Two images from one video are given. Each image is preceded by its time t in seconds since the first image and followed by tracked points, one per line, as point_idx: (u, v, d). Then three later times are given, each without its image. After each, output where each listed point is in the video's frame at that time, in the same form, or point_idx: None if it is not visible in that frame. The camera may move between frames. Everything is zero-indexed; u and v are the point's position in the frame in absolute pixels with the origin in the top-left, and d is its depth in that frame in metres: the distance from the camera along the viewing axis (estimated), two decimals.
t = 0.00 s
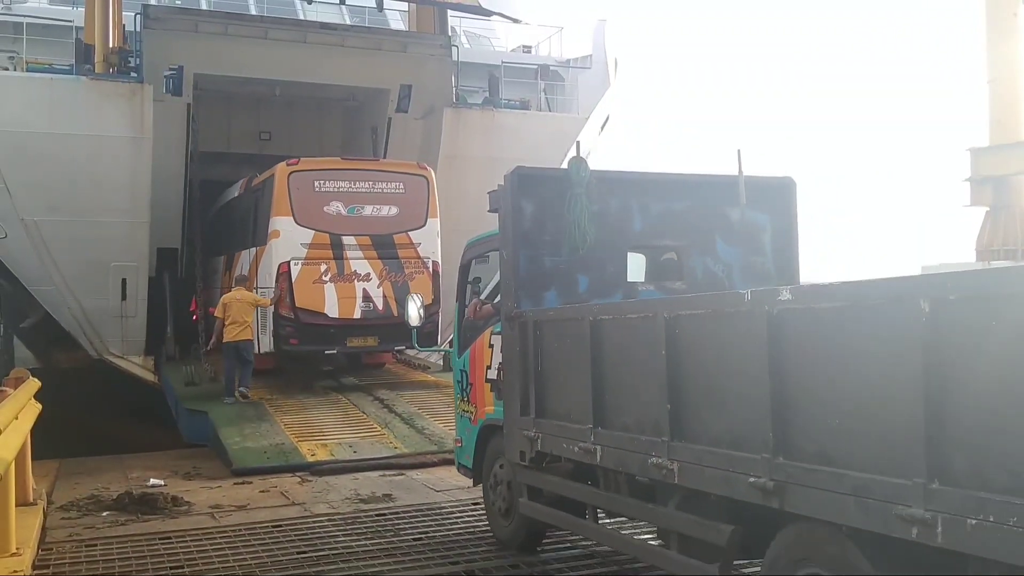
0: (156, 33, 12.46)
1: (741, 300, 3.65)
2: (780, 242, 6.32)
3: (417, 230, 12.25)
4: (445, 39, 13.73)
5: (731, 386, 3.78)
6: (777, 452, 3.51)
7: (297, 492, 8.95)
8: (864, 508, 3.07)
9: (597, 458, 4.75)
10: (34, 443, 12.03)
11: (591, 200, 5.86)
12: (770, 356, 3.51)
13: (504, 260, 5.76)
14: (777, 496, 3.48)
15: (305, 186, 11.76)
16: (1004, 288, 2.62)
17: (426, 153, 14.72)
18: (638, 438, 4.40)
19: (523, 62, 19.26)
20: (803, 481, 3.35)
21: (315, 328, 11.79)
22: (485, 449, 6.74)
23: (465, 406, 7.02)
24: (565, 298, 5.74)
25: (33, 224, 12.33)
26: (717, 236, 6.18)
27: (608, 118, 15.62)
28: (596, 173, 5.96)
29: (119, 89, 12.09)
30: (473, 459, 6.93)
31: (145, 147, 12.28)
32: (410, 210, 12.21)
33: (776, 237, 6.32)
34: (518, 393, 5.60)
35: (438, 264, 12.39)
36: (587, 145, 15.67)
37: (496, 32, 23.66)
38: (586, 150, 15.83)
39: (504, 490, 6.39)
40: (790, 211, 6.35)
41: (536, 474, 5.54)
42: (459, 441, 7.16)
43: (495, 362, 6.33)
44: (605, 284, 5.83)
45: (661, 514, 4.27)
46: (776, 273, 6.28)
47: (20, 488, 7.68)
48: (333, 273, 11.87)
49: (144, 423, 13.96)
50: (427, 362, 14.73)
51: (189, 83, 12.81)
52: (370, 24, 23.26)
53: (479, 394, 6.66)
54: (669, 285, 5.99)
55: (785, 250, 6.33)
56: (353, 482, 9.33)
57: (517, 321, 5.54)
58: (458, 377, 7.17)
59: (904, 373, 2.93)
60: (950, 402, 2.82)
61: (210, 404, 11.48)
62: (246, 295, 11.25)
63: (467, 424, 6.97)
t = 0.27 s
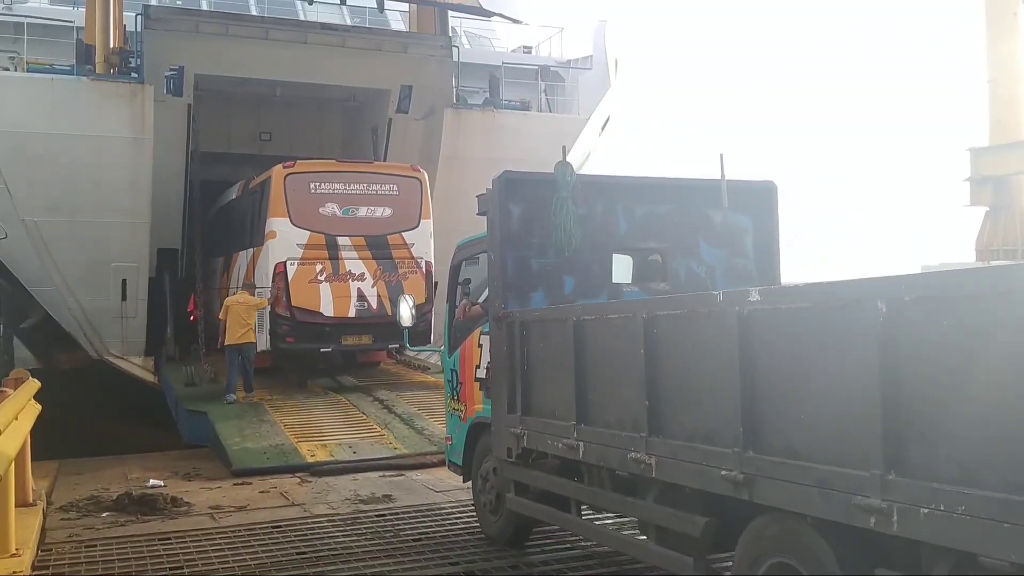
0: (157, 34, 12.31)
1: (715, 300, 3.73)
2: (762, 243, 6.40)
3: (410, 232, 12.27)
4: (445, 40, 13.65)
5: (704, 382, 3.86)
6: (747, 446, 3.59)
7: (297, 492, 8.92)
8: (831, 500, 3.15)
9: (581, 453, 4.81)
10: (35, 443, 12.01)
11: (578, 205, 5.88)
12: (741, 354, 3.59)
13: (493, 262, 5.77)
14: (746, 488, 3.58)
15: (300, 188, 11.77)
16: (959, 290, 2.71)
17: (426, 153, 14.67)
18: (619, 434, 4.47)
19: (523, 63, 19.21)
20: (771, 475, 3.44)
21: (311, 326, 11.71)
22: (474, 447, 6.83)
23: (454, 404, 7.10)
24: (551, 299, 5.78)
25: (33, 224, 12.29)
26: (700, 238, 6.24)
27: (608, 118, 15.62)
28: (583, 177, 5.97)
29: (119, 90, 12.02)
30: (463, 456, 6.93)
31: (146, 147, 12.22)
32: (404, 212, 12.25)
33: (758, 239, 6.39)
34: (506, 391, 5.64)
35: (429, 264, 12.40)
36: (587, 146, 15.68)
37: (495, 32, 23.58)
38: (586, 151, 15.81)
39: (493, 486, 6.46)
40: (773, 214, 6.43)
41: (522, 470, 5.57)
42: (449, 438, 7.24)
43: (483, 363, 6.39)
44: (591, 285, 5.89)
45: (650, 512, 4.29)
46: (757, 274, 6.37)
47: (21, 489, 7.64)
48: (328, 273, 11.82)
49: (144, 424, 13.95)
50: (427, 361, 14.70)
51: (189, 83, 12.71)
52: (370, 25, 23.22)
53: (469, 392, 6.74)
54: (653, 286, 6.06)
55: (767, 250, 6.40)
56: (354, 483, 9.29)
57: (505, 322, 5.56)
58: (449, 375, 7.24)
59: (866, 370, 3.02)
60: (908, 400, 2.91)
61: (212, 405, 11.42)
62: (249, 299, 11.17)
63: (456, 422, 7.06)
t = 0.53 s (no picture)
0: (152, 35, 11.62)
1: (692, 301, 3.27)
2: (750, 246, 5.36)
3: (402, 232, 11.62)
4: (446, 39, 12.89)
5: (676, 375, 3.41)
6: (718, 439, 3.16)
7: (297, 492, 8.33)
8: (822, 505, 2.69)
9: (565, 448, 4.21)
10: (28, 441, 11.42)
11: (563, 207, 4.97)
12: (714, 342, 3.15)
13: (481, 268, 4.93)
14: (718, 480, 3.15)
15: (294, 188, 11.19)
16: (954, 273, 2.30)
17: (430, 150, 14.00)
18: (601, 428, 3.90)
19: (525, 63, 18.55)
20: (742, 468, 3.03)
21: (307, 325, 11.13)
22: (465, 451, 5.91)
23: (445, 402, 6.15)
24: (539, 302, 4.94)
25: (32, 224, 11.56)
26: (685, 239, 5.26)
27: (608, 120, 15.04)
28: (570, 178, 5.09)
29: (119, 90, 11.32)
30: (454, 454, 6.05)
31: (146, 148, 11.53)
32: (398, 212, 11.63)
33: (748, 241, 5.36)
34: (493, 382, 4.91)
35: (422, 263, 11.74)
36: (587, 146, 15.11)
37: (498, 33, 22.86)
38: (586, 151, 15.20)
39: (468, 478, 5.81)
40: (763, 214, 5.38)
41: (509, 466, 4.91)
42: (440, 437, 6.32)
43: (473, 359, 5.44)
44: (581, 288, 5.01)
45: (636, 507, 3.73)
46: (746, 280, 5.35)
47: (18, 487, 7.02)
48: (323, 272, 11.22)
49: (140, 422, 13.35)
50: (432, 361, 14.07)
51: (189, 83, 12.06)
52: (371, 24, 22.61)
53: (459, 391, 5.80)
54: (638, 288, 5.10)
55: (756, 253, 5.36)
56: (353, 482, 8.69)
57: (492, 320, 4.81)
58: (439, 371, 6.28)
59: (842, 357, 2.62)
60: (890, 391, 2.51)
61: (215, 404, 10.75)
62: (256, 296, 10.57)
63: (446, 421, 6.13)
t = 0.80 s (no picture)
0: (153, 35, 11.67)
1: (673, 301, 3.37)
2: (738, 247, 5.44)
3: (397, 231, 11.69)
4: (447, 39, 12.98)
5: (657, 372, 3.51)
6: (700, 436, 3.25)
7: (297, 492, 8.40)
8: (795, 499, 2.79)
9: (553, 445, 4.30)
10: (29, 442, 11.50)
11: (555, 210, 5.07)
12: (695, 341, 3.24)
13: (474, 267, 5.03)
14: (700, 476, 3.24)
15: (291, 189, 11.28)
16: (918, 274, 2.36)
17: (428, 152, 14.02)
18: (587, 427, 4.00)
19: (525, 63, 18.61)
20: (724, 465, 3.11)
21: (302, 322, 11.19)
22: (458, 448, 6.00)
23: (439, 400, 6.23)
24: (532, 302, 5.03)
25: (33, 224, 11.63)
26: (673, 240, 5.34)
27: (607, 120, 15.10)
28: (560, 180, 5.19)
29: (120, 90, 11.38)
30: (448, 452, 6.14)
31: (146, 148, 11.57)
32: (393, 212, 11.72)
33: (735, 242, 5.44)
34: (485, 379, 5.00)
35: (417, 263, 11.80)
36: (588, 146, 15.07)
37: (498, 32, 22.89)
38: (586, 152, 15.15)
39: (461, 474, 5.88)
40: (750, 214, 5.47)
41: (500, 463, 5.00)
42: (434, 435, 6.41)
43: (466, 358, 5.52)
44: (572, 288, 5.11)
45: (621, 502, 3.82)
46: (732, 281, 5.43)
47: (19, 488, 7.10)
48: (319, 271, 11.31)
49: (140, 422, 13.42)
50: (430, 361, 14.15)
51: (190, 83, 12.16)
52: (371, 24, 22.68)
53: (453, 389, 5.89)
54: (628, 288, 5.19)
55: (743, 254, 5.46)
56: (354, 483, 8.77)
57: (484, 320, 4.91)
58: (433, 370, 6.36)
59: (816, 354, 2.68)
60: (860, 387, 2.58)
61: (214, 404, 10.79)
62: (259, 296, 10.64)
63: (440, 419, 6.22)
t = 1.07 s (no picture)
0: (155, 35, 11.73)
1: (655, 301, 3.46)
2: (724, 249, 5.55)
3: (392, 231, 11.78)
4: (447, 38, 13.03)
5: (640, 370, 3.60)
6: (680, 432, 3.34)
7: (297, 492, 8.48)
8: (768, 493, 2.89)
9: (541, 442, 4.39)
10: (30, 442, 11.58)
11: (544, 213, 5.18)
12: (676, 340, 3.33)
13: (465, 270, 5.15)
14: (681, 471, 3.33)
15: (287, 190, 11.38)
16: (887, 276, 2.45)
17: (427, 152, 14.07)
18: (574, 424, 4.10)
19: (526, 63, 18.67)
20: (704, 461, 3.20)
21: (298, 319, 11.32)
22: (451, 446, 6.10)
23: (431, 399, 6.33)
24: (522, 302, 5.14)
25: (33, 224, 11.72)
26: (660, 242, 5.44)
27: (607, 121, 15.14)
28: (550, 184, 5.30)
29: (120, 90, 11.45)
30: (440, 450, 6.25)
31: (146, 147, 11.65)
32: (389, 212, 11.80)
33: (721, 244, 5.55)
34: (476, 378, 5.11)
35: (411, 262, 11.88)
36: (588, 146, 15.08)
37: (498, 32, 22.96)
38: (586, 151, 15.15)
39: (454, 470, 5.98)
40: (735, 217, 5.60)
41: (490, 460, 5.10)
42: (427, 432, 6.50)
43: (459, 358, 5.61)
44: (561, 289, 5.23)
45: (606, 498, 3.91)
46: (719, 282, 5.53)
47: (19, 490, 7.17)
48: (315, 270, 11.40)
49: (141, 423, 13.51)
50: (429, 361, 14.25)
51: (190, 83, 12.20)
52: (371, 24, 22.74)
53: (445, 388, 5.98)
54: (617, 288, 5.29)
55: (731, 256, 5.56)
56: (354, 483, 8.86)
57: (475, 320, 5.03)
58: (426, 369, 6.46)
59: (788, 352, 2.77)
60: (832, 384, 2.67)
61: (214, 404, 10.86)
62: (258, 300, 10.74)
63: (433, 418, 6.31)
